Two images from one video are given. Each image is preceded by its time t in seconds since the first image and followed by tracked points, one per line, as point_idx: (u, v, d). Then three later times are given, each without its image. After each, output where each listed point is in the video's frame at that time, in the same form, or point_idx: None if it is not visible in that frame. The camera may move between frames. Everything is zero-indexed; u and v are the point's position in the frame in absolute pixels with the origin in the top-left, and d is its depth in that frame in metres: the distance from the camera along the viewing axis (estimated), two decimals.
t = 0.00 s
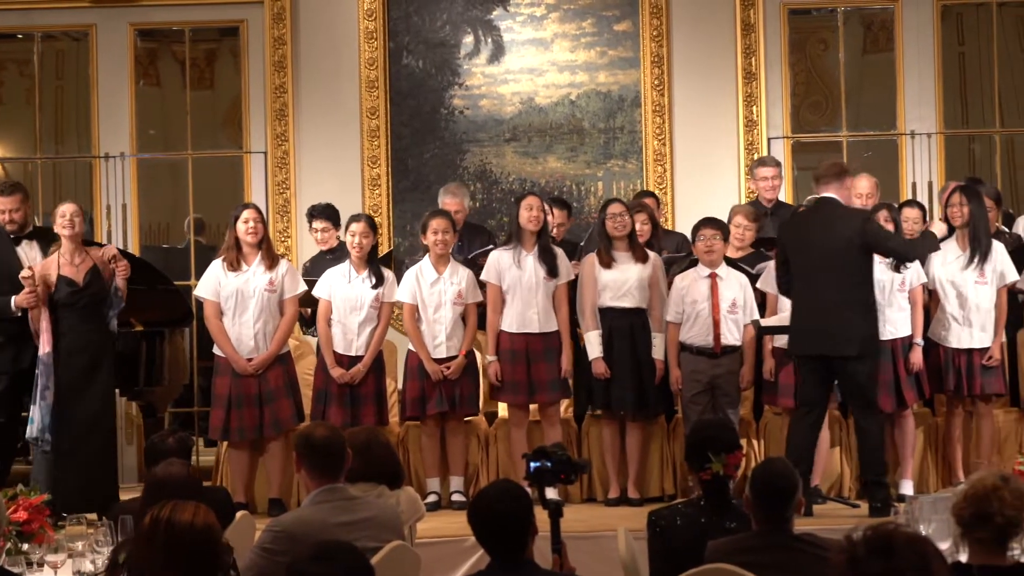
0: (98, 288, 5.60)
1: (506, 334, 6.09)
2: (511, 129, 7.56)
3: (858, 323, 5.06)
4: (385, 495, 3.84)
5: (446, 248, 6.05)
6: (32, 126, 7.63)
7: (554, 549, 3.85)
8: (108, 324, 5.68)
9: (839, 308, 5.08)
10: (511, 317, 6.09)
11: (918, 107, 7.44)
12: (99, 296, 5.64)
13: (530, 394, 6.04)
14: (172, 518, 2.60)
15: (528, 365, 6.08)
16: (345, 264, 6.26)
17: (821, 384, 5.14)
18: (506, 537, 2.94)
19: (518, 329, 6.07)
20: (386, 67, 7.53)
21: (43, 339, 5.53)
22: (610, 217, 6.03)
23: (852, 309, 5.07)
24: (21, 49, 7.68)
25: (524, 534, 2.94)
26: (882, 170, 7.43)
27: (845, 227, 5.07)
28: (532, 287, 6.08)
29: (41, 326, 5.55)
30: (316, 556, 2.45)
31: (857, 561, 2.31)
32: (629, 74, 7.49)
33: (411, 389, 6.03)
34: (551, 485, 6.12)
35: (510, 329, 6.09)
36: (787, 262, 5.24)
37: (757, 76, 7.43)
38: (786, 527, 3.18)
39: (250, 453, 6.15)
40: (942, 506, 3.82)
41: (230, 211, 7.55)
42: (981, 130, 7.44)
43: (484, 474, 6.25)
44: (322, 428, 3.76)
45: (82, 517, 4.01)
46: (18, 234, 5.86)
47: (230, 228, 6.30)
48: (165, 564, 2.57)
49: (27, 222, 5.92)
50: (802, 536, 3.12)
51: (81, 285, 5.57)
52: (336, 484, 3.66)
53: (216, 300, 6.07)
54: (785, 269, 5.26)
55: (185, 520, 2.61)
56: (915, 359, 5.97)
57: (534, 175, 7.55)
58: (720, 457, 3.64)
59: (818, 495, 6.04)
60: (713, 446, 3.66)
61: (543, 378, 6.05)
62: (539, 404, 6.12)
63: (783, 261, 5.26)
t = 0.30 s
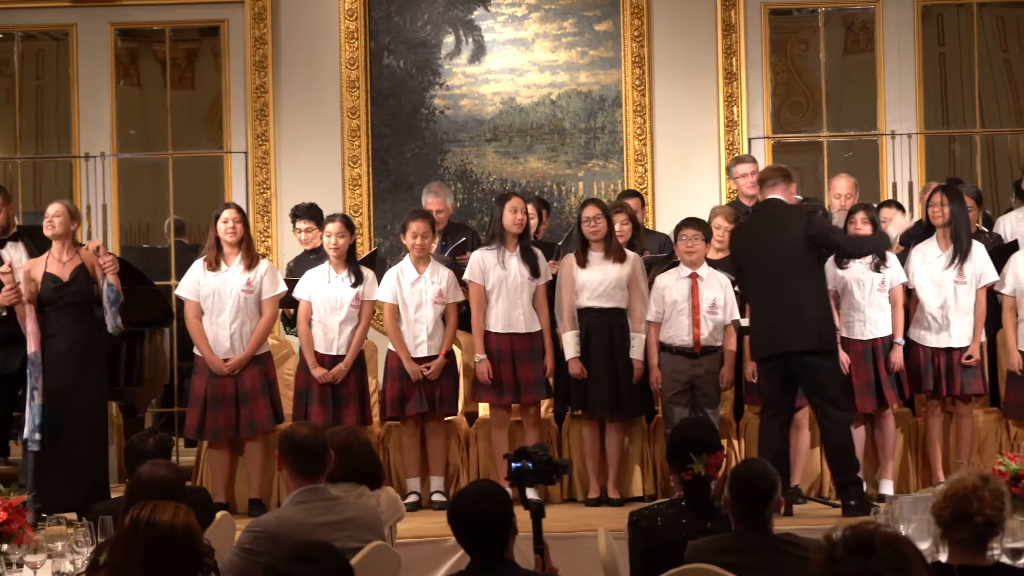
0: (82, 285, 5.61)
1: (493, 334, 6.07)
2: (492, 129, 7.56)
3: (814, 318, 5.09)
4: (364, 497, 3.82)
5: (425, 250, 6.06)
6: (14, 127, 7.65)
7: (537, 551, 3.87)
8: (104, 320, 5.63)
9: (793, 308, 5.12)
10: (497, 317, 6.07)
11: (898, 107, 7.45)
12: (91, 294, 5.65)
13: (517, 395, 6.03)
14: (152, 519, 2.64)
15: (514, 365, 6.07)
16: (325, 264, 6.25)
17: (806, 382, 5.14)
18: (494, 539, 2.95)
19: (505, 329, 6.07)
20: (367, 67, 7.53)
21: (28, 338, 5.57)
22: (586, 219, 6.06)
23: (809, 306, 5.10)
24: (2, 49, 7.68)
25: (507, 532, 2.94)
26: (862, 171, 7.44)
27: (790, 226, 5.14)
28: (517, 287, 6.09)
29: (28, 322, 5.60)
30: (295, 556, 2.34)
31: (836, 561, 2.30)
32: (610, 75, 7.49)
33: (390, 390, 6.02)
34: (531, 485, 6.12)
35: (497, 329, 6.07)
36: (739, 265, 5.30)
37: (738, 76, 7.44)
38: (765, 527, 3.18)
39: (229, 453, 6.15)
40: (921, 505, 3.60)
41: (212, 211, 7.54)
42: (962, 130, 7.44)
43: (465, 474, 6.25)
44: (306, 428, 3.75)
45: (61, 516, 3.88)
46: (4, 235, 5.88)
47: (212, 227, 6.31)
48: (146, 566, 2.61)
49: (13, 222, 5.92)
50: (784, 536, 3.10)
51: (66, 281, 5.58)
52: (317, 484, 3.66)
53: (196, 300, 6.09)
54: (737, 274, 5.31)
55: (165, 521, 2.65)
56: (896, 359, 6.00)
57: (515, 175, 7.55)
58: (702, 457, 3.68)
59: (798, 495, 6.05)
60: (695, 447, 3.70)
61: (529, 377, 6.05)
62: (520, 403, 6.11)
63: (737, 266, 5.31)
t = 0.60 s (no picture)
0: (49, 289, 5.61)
1: (472, 334, 6.09)
2: (467, 129, 7.55)
3: (774, 322, 5.11)
4: (338, 496, 3.85)
5: (400, 250, 6.05)
6: None
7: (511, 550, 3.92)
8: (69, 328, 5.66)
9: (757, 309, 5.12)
10: (476, 317, 6.09)
11: (873, 107, 7.47)
12: (58, 296, 5.66)
13: (494, 395, 6.04)
14: (126, 518, 2.54)
15: (492, 364, 6.08)
16: (297, 265, 6.25)
17: (785, 382, 5.14)
18: (469, 539, 2.93)
19: (483, 330, 6.08)
20: (341, 67, 7.53)
21: None
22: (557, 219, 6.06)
23: (776, 309, 5.12)
24: None
25: (479, 532, 2.93)
26: (836, 170, 7.46)
27: (750, 227, 5.13)
28: (497, 287, 6.09)
29: None
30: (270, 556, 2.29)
31: (807, 560, 2.26)
32: (585, 75, 7.50)
33: (365, 390, 6.01)
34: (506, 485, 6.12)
35: (475, 329, 6.09)
36: (697, 268, 5.29)
37: (713, 76, 7.46)
38: (741, 526, 3.19)
39: (203, 453, 6.13)
40: (895, 504, 3.47)
41: (187, 212, 7.52)
42: (935, 130, 7.45)
43: (439, 474, 6.23)
44: (285, 428, 3.75)
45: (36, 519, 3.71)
46: None
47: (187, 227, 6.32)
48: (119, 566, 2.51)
49: None
50: (757, 536, 3.11)
51: (32, 285, 5.60)
52: (293, 484, 3.65)
53: (170, 300, 6.09)
54: (695, 276, 5.31)
55: (139, 521, 2.55)
56: (867, 359, 6.02)
57: (489, 175, 7.55)
58: (676, 458, 3.72)
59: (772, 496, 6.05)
60: (669, 447, 3.73)
61: (507, 377, 6.06)
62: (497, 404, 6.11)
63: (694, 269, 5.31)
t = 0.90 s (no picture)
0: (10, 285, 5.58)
1: (444, 334, 6.09)
2: (440, 129, 7.56)
3: (746, 322, 5.11)
4: (311, 496, 3.85)
5: (374, 249, 6.04)
6: None
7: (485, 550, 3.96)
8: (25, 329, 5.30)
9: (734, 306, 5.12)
10: (449, 317, 6.09)
11: (845, 108, 7.50)
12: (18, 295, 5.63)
13: (467, 395, 6.04)
14: (97, 517, 2.51)
15: (464, 365, 6.08)
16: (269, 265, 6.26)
17: (760, 381, 5.14)
18: (441, 539, 2.91)
19: (456, 329, 6.08)
20: (315, 67, 7.54)
21: None
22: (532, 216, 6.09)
23: (751, 309, 5.14)
24: None
25: (451, 534, 2.92)
26: (809, 170, 7.49)
27: (716, 227, 5.15)
28: (470, 287, 6.09)
29: None
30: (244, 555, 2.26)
31: (777, 559, 2.29)
32: (558, 75, 7.51)
33: (339, 390, 6.00)
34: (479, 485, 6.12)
35: (448, 328, 6.09)
36: (667, 267, 5.30)
37: (686, 77, 7.48)
38: (712, 527, 3.19)
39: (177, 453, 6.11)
40: (867, 504, 3.48)
41: (160, 211, 7.52)
42: (908, 131, 7.47)
43: (413, 474, 6.24)
44: (260, 427, 3.74)
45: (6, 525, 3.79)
46: None
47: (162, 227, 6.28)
48: (91, 565, 2.48)
49: None
50: (731, 536, 3.13)
51: None
52: (268, 484, 3.65)
53: (145, 299, 6.07)
54: (665, 275, 5.30)
55: (111, 520, 2.52)
56: (839, 359, 6.02)
57: (463, 175, 7.55)
58: (649, 457, 3.73)
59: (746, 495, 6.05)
60: (642, 446, 3.74)
61: (479, 377, 6.06)
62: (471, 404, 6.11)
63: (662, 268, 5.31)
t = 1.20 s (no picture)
0: None
1: (414, 333, 6.11)
2: (414, 129, 7.56)
3: (719, 322, 5.12)
4: (286, 496, 3.74)
5: (350, 248, 6.04)
6: None
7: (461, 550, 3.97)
8: None
9: (711, 304, 5.11)
10: (419, 317, 6.11)
11: (820, 107, 7.51)
12: None
13: (434, 395, 6.05)
14: (72, 517, 2.51)
15: (432, 364, 6.08)
16: (245, 264, 6.24)
17: (736, 381, 5.14)
18: (415, 540, 2.92)
19: (426, 329, 6.09)
20: (289, 66, 7.53)
21: None
22: (513, 215, 6.07)
23: (728, 309, 5.13)
24: None
25: (425, 535, 2.91)
26: (784, 170, 7.50)
27: (687, 226, 5.14)
28: (439, 287, 6.10)
29: None
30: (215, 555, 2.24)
31: (751, 560, 2.28)
32: (533, 74, 7.52)
33: (313, 390, 6.00)
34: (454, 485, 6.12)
35: (418, 329, 6.10)
36: (638, 266, 5.28)
37: (661, 77, 7.49)
38: (686, 527, 3.20)
39: (153, 453, 6.07)
40: (842, 503, 3.56)
41: (134, 211, 7.51)
42: (883, 131, 7.49)
43: (387, 474, 6.23)
44: (235, 427, 3.72)
45: None
46: None
47: (137, 227, 6.20)
48: (65, 564, 2.48)
49: None
50: (704, 536, 3.13)
51: None
52: (242, 484, 3.65)
53: (122, 300, 5.99)
54: (634, 274, 5.30)
55: (86, 521, 2.51)
56: (817, 359, 6.03)
57: (437, 175, 7.55)
58: (626, 457, 3.72)
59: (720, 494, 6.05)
60: (621, 446, 3.73)
61: (449, 377, 6.06)
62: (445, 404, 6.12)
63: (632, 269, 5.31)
